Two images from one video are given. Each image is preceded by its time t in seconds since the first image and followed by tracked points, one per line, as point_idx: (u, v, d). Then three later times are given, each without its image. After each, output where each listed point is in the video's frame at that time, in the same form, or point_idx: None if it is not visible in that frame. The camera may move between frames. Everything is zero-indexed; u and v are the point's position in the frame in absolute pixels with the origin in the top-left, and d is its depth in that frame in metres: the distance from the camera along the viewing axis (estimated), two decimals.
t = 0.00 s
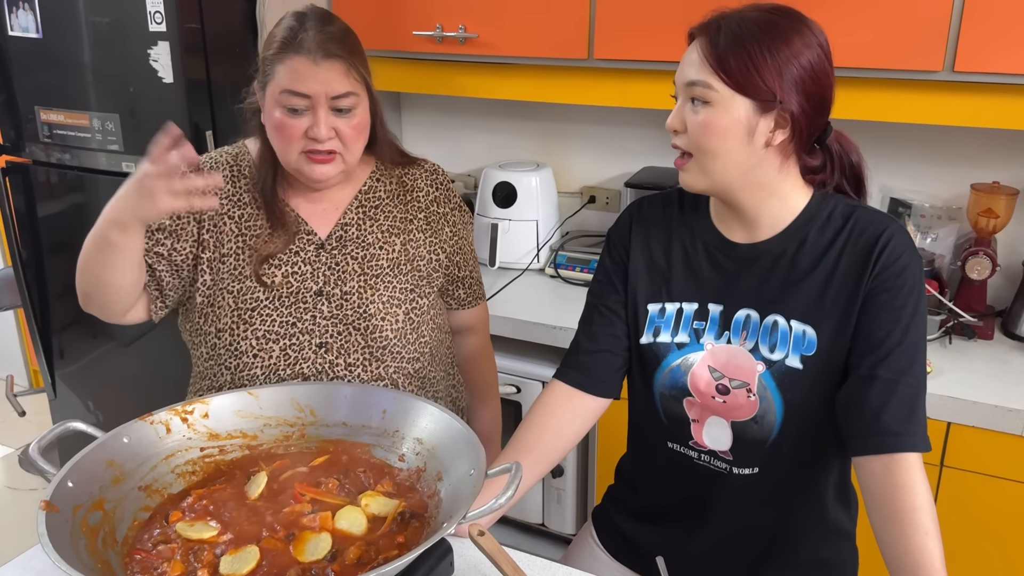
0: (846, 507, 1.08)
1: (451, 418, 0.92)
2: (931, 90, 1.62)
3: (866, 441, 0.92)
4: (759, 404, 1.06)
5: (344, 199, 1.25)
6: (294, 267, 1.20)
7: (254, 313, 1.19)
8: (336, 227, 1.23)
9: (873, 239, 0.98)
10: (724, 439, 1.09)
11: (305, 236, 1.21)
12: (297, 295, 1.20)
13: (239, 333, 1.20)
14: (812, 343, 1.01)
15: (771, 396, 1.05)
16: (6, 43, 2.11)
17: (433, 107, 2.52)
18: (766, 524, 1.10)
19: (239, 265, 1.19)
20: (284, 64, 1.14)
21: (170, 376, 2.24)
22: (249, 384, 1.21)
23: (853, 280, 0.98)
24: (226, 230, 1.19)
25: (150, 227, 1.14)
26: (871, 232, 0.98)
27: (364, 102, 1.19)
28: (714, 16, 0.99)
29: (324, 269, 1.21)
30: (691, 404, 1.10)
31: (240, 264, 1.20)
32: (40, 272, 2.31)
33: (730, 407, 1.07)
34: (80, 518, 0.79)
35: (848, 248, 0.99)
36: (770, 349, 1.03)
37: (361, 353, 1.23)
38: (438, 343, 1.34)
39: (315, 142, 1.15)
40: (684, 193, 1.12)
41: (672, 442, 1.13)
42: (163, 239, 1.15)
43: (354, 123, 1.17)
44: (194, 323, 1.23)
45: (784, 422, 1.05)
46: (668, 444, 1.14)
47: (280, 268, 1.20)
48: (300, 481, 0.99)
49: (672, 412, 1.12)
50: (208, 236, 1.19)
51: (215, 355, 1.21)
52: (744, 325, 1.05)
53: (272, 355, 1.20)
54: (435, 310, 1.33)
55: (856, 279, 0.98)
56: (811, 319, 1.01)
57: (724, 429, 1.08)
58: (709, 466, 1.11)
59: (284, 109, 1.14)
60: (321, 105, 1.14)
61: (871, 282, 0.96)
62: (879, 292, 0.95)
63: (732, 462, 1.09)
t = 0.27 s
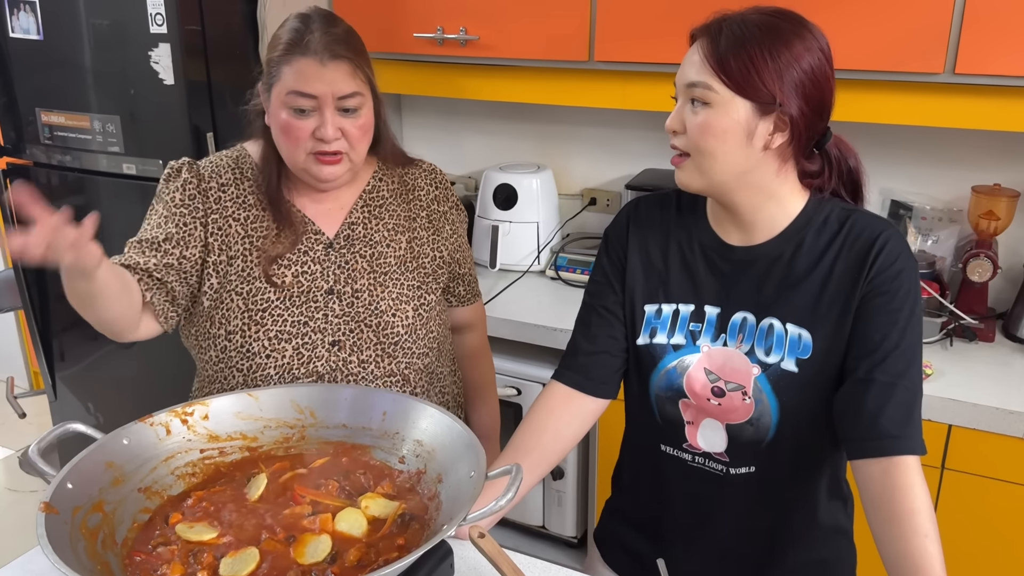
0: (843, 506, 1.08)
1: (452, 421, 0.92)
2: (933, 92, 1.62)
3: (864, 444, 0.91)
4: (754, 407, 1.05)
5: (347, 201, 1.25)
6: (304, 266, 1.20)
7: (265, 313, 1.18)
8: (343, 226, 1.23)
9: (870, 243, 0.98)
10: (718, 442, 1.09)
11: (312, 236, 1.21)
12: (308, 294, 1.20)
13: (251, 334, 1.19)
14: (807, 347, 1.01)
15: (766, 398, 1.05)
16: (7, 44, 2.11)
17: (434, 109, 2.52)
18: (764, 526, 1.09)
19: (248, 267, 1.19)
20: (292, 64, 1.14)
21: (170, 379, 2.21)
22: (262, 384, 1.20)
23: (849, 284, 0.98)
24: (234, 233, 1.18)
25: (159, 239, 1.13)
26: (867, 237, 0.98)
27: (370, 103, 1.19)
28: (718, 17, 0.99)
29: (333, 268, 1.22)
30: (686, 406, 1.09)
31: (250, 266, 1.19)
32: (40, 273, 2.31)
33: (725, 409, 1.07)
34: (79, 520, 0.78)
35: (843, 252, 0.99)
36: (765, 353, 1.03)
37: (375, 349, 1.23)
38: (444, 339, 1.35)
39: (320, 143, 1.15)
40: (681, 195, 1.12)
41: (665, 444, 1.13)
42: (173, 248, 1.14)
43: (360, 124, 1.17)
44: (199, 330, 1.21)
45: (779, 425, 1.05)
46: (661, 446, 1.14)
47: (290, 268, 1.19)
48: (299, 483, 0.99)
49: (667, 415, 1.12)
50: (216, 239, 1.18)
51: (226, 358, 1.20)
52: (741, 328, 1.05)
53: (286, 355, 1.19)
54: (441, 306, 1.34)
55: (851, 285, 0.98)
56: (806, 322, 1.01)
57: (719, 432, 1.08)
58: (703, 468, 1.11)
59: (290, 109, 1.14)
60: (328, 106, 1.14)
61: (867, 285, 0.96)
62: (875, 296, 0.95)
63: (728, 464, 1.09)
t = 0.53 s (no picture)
0: (841, 503, 1.08)
1: (454, 422, 0.92)
2: (934, 93, 1.62)
3: (862, 446, 0.91)
4: (751, 408, 1.05)
5: (344, 200, 1.25)
6: (303, 267, 1.20)
7: (267, 316, 1.18)
8: (341, 225, 1.23)
9: (867, 246, 0.97)
10: (712, 444, 1.08)
11: (310, 236, 1.21)
12: (308, 294, 1.20)
13: (253, 337, 1.19)
14: (804, 348, 1.01)
15: (763, 399, 1.04)
16: (8, 46, 2.11)
17: (434, 110, 2.52)
18: (763, 527, 1.09)
19: (248, 271, 1.19)
20: (296, 57, 1.14)
21: (171, 381, 2.21)
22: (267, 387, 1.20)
23: (846, 286, 0.98)
24: (232, 240, 1.19)
25: (160, 257, 1.14)
26: (864, 239, 0.98)
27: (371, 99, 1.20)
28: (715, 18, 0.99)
29: (333, 267, 1.21)
30: (682, 407, 1.09)
31: (249, 270, 1.19)
32: (40, 274, 2.31)
33: (721, 410, 1.07)
34: (81, 521, 0.78)
35: (841, 253, 0.99)
36: (763, 353, 1.03)
37: (378, 347, 1.23)
38: (446, 336, 1.35)
39: (323, 136, 1.15)
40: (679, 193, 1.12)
41: (663, 442, 1.14)
42: (175, 263, 1.15)
43: (360, 120, 1.18)
44: (200, 338, 1.21)
45: (776, 426, 1.05)
46: (660, 445, 1.14)
47: (289, 269, 1.19)
48: (300, 484, 0.99)
49: (664, 416, 1.12)
50: (214, 245, 1.18)
51: (229, 362, 1.20)
52: (739, 329, 1.05)
53: (290, 356, 1.19)
54: (441, 303, 1.34)
55: (848, 286, 0.97)
56: (803, 323, 1.01)
57: (713, 434, 1.08)
58: (699, 469, 1.10)
59: (294, 102, 1.14)
60: (332, 99, 1.15)
61: (863, 288, 0.96)
62: (871, 299, 0.95)
63: (724, 465, 1.09)
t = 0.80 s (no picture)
0: (839, 504, 1.08)
1: (457, 422, 0.92)
2: (935, 93, 1.62)
3: (863, 446, 0.91)
4: (751, 407, 1.05)
5: (340, 202, 1.25)
6: (299, 268, 1.20)
7: (264, 317, 1.18)
8: (337, 227, 1.23)
9: (867, 248, 0.97)
10: (713, 442, 1.09)
11: (307, 237, 1.21)
12: (305, 295, 1.20)
13: (250, 339, 1.18)
14: (805, 348, 1.01)
15: (764, 399, 1.05)
16: (9, 47, 2.11)
17: (434, 111, 2.52)
18: (763, 528, 1.09)
19: (244, 273, 1.19)
20: (282, 49, 1.17)
21: (172, 382, 2.21)
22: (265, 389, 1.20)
23: (846, 287, 0.98)
24: (228, 242, 1.19)
25: (156, 261, 1.15)
26: (865, 240, 0.98)
27: (358, 92, 1.21)
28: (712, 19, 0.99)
29: (330, 268, 1.22)
30: (683, 406, 1.09)
31: (246, 272, 1.19)
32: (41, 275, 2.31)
33: (722, 409, 1.07)
34: (83, 522, 0.78)
35: (841, 254, 0.99)
36: (763, 353, 1.03)
37: (376, 347, 1.22)
38: (444, 337, 1.35)
39: (309, 126, 1.16)
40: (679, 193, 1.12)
41: (663, 442, 1.14)
42: (172, 267, 1.15)
43: (348, 111, 1.18)
44: (197, 341, 1.20)
45: (777, 427, 1.05)
46: (660, 444, 1.14)
47: (286, 271, 1.19)
48: (303, 485, 0.99)
49: (665, 415, 1.12)
50: (210, 248, 1.18)
51: (227, 365, 1.19)
52: (739, 328, 1.05)
53: (287, 357, 1.19)
54: (438, 304, 1.34)
55: (848, 286, 0.98)
56: (804, 324, 1.01)
57: (714, 432, 1.08)
58: (698, 468, 1.10)
59: (280, 93, 1.16)
60: (316, 89, 1.16)
61: (863, 289, 0.96)
62: (872, 299, 0.95)
63: (724, 464, 1.09)
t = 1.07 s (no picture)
0: (832, 506, 1.08)
1: (454, 425, 0.92)
2: (932, 95, 1.62)
3: (858, 448, 0.92)
4: (743, 407, 1.06)
5: (336, 206, 1.26)
6: (294, 273, 1.20)
7: (256, 322, 1.18)
8: (332, 231, 1.24)
9: (859, 248, 0.98)
10: (705, 442, 1.09)
11: (302, 241, 1.21)
12: (299, 300, 1.20)
13: (242, 344, 1.18)
14: (796, 349, 1.01)
15: (755, 399, 1.05)
16: (8, 50, 2.12)
17: (433, 113, 2.53)
18: (757, 529, 1.10)
19: (238, 277, 1.19)
20: (278, 48, 1.18)
21: (170, 384, 2.21)
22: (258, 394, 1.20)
23: (837, 288, 0.98)
24: (223, 245, 1.19)
25: (150, 262, 1.15)
26: (857, 241, 0.98)
27: (354, 93, 1.22)
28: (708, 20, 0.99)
29: (324, 273, 1.22)
30: (676, 406, 1.09)
31: (240, 276, 1.19)
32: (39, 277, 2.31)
33: (714, 409, 1.07)
34: (82, 524, 0.79)
35: (833, 256, 0.99)
36: (754, 353, 1.04)
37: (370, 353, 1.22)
38: (441, 343, 1.34)
39: (303, 126, 1.16)
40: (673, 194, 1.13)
41: (657, 443, 1.14)
42: (165, 270, 1.16)
43: (343, 112, 1.18)
44: (190, 344, 1.21)
45: (768, 426, 1.05)
46: (653, 445, 1.15)
47: (280, 275, 1.20)
48: (301, 487, 0.99)
49: (660, 417, 1.12)
50: (205, 251, 1.19)
51: (220, 370, 1.20)
52: (732, 328, 1.05)
53: (280, 363, 1.19)
54: (434, 309, 1.34)
55: (840, 287, 0.98)
56: (795, 324, 1.01)
57: (707, 432, 1.08)
58: (692, 469, 1.11)
59: (275, 92, 1.17)
60: (311, 87, 1.17)
61: (854, 290, 0.96)
62: (863, 300, 0.95)
63: (717, 465, 1.09)
